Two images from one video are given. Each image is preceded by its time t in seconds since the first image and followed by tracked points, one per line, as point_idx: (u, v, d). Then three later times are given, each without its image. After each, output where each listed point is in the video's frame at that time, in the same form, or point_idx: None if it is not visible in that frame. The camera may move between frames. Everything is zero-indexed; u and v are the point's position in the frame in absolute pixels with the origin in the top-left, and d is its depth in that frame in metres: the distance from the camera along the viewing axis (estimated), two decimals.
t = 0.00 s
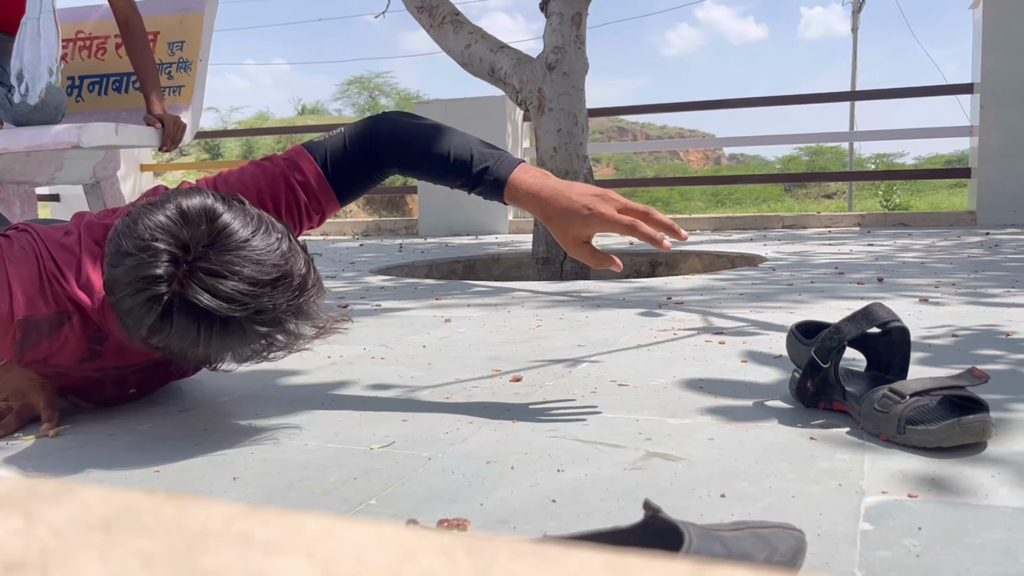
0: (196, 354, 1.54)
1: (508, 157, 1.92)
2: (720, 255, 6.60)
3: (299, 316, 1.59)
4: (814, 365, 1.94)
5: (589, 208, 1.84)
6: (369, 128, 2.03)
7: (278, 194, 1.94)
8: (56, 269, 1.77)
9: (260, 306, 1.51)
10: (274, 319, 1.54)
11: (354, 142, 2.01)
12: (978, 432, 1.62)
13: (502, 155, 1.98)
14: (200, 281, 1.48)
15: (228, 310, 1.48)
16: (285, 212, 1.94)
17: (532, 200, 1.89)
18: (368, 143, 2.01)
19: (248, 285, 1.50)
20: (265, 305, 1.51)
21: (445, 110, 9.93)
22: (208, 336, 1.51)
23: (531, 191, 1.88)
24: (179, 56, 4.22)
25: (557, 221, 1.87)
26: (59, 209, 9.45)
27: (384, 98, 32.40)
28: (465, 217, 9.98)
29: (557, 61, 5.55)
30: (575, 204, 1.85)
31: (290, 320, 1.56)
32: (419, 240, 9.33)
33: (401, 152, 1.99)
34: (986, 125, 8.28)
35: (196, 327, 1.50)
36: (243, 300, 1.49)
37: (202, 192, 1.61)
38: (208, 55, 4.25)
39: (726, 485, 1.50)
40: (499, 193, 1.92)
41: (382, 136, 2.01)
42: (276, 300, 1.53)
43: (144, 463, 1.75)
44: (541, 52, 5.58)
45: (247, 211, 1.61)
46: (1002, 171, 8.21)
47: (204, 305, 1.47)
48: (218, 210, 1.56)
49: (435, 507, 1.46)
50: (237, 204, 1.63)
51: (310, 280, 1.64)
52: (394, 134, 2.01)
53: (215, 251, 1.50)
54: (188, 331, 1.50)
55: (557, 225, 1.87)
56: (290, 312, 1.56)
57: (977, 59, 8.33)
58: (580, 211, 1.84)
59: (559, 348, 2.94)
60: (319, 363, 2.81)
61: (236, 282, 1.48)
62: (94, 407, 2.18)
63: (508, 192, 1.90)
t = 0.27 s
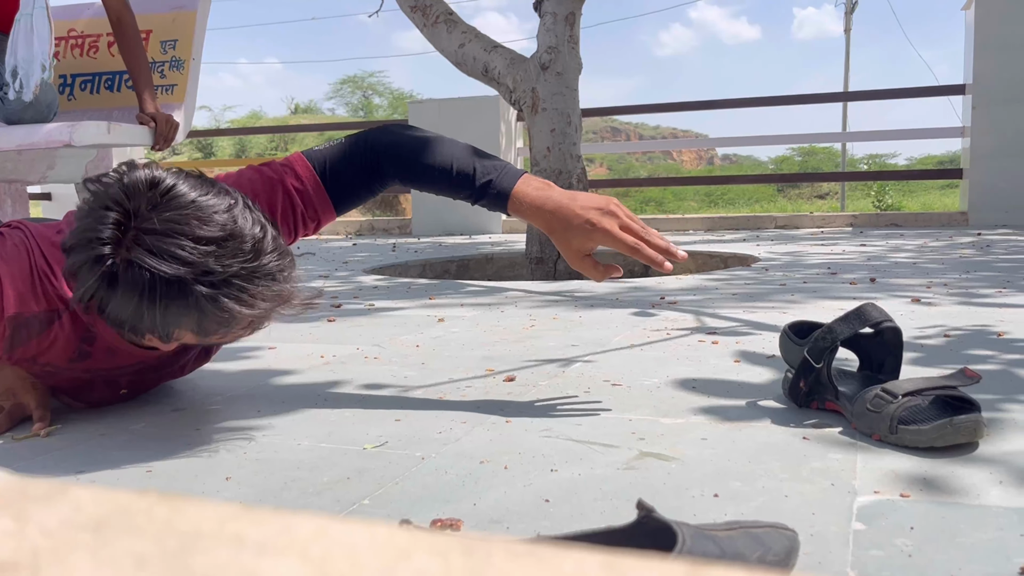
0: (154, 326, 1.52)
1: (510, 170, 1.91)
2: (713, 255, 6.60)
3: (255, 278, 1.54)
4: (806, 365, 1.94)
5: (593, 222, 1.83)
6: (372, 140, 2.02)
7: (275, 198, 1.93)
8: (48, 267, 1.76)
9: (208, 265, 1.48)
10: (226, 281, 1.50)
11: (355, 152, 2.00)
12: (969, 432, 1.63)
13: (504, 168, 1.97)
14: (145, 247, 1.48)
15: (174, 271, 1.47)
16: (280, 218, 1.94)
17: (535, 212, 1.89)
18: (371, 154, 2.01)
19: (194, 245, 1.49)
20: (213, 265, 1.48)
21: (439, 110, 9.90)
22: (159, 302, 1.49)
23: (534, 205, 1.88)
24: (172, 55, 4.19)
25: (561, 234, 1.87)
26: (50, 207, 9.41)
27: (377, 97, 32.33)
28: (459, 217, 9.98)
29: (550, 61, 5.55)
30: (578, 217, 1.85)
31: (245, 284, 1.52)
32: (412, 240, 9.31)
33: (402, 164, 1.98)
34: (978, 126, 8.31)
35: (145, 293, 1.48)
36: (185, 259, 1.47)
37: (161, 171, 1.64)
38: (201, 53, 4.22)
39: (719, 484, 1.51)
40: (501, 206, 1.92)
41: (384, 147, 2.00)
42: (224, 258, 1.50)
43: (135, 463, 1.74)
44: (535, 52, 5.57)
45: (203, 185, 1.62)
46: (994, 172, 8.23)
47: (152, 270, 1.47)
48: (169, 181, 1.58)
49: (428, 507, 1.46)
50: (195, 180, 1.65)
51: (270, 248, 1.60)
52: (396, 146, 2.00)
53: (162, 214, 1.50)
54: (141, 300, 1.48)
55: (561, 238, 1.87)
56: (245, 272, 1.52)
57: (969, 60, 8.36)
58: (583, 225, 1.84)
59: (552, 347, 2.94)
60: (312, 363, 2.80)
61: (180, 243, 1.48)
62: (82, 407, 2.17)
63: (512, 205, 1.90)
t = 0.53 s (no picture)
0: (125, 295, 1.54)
1: (508, 165, 1.91)
2: (708, 255, 6.61)
3: (226, 246, 1.55)
4: (800, 364, 1.94)
5: (593, 217, 1.84)
6: (368, 139, 2.02)
7: (271, 198, 1.93)
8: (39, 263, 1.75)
9: (176, 231, 1.50)
10: (195, 248, 1.51)
11: (351, 153, 2.00)
12: (962, 431, 1.64)
13: (501, 164, 1.97)
14: (115, 213, 1.51)
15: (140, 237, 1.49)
16: (275, 217, 1.93)
17: (534, 206, 1.88)
18: (366, 155, 1.99)
19: (163, 211, 1.51)
20: (181, 231, 1.50)
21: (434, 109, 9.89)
22: (127, 269, 1.51)
23: (533, 200, 1.88)
24: (167, 52, 4.18)
25: (560, 229, 1.87)
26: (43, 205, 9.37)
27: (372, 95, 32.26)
28: (454, 215, 9.97)
29: (545, 60, 5.55)
30: (578, 212, 1.85)
31: (215, 251, 1.53)
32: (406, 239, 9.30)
33: (399, 164, 1.97)
34: (971, 126, 8.34)
35: (114, 259, 1.51)
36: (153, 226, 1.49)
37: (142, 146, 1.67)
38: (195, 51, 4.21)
39: (713, 483, 1.51)
40: (500, 202, 1.91)
41: (379, 147, 1.99)
42: (193, 225, 1.52)
43: (128, 462, 1.74)
44: (530, 51, 5.57)
45: (181, 159, 1.65)
46: (987, 172, 8.26)
47: (122, 237, 1.50)
48: (145, 152, 1.61)
49: (423, 506, 1.45)
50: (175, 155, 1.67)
51: (245, 218, 1.60)
52: (392, 145, 1.99)
53: (133, 181, 1.53)
54: (111, 267, 1.51)
55: (560, 232, 1.87)
56: (213, 240, 1.53)
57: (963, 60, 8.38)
58: (583, 220, 1.84)
59: (547, 346, 2.94)
60: (306, 361, 2.79)
61: (149, 209, 1.51)
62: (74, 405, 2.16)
63: (511, 200, 1.90)
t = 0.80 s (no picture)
0: (70, 271, 1.55)
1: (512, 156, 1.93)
2: (701, 253, 6.62)
3: (166, 221, 1.52)
4: (794, 363, 1.95)
5: (600, 200, 1.85)
6: (367, 144, 2.00)
7: (269, 202, 1.91)
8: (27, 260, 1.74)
9: (109, 203, 1.50)
10: (127, 220, 1.50)
11: (351, 156, 1.98)
12: (955, 430, 1.64)
13: (502, 158, 1.98)
14: (55, 188, 1.53)
15: (76, 210, 1.50)
16: (272, 220, 1.91)
17: (542, 193, 1.88)
18: (367, 158, 1.97)
19: (99, 182, 1.51)
20: (113, 203, 1.50)
21: (428, 107, 9.88)
22: (66, 243, 1.52)
23: (541, 186, 1.88)
24: (160, 49, 4.16)
25: (569, 214, 1.87)
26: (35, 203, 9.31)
27: (365, 93, 32.15)
28: (448, 213, 9.95)
29: (539, 58, 5.54)
30: (587, 195, 1.86)
31: (147, 224, 1.51)
32: (400, 237, 9.29)
33: (400, 165, 1.95)
34: (964, 126, 8.37)
35: (55, 234, 1.53)
36: (88, 198, 1.50)
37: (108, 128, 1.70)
38: (188, 48, 4.19)
39: (706, 482, 1.51)
40: (507, 194, 1.92)
41: (378, 150, 1.98)
42: (128, 198, 1.50)
43: (121, 460, 1.73)
44: (524, 49, 5.56)
45: (141, 138, 1.65)
46: (979, 172, 8.29)
47: (59, 208, 1.51)
48: (102, 131, 1.62)
49: (416, 504, 1.45)
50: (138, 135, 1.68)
51: (189, 194, 1.57)
52: (391, 147, 1.97)
53: (77, 155, 1.54)
54: (49, 239, 1.53)
55: (569, 217, 1.87)
56: (149, 213, 1.51)
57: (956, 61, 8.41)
58: (592, 203, 1.85)
59: (541, 345, 2.94)
60: (299, 360, 2.79)
61: (86, 180, 1.51)
62: (67, 404, 2.15)
63: (519, 188, 1.90)
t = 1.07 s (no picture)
0: (76, 272, 1.54)
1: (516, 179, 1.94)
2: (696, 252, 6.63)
3: (181, 239, 1.52)
4: (788, 361, 1.95)
5: (602, 224, 1.87)
6: (372, 160, 1.99)
7: (270, 211, 1.90)
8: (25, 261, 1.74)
9: (128, 215, 1.49)
10: (146, 235, 1.50)
11: (357, 171, 1.97)
12: (948, 428, 1.65)
13: (508, 179, 1.99)
14: (74, 190, 1.52)
15: (93, 215, 1.49)
16: (273, 229, 1.90)
17: (544, 217, 1.91)
18: (372, 175, 1.96)
19: (120, 193, 1.50)
20: (133, 216, 1.49)
21: (423, 104, 9.87)
22: (77, 246, 1.51)
23: (544, 211, 1.90)
24: (154, 44, 4.14)
25: (572, 237, 1.89)
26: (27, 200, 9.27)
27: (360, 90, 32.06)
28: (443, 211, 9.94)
29: (535, 56, 5.54)
30: (589, 218, 1.88)
31: (165, 241, 1.50)
32: (395, 235, 9.27)
33: (406, 183, 1.95)
34: (957, 126, 8.39)
35: (67, 235, 1.52)
36: (108, 205, 1.49)
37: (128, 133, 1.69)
38: (182, 44, 4.17)
39: (701, 480, 1.51)
40: (510, 215, 1.94)
41: (386, 166, 1.97)
42: (146, 212, 1.50)
43: (115, 458, 1.72)
44: (520, 47, 5.56)
45: (161, 148, 1.65)
46: (971, 171, 8.32)
47: (77, 213, 1.50)
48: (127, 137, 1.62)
49: (412, 502, 1.45)
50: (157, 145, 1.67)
51: (206, 213, 1.57)
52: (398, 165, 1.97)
53: (100, 161, 1.54)
54: (61, 240, 1.52)
55: (572, 241, 1.89)
56: (166, 230, 1.51)
57: (950, 60, 8.43)
58: (594, 226, 1.87)
59: (536, 343, 2.94)
60: (294, 357, 2.78)
61: (107, 190, 1.50)
62: (61, 402, 2.15)
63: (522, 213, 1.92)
